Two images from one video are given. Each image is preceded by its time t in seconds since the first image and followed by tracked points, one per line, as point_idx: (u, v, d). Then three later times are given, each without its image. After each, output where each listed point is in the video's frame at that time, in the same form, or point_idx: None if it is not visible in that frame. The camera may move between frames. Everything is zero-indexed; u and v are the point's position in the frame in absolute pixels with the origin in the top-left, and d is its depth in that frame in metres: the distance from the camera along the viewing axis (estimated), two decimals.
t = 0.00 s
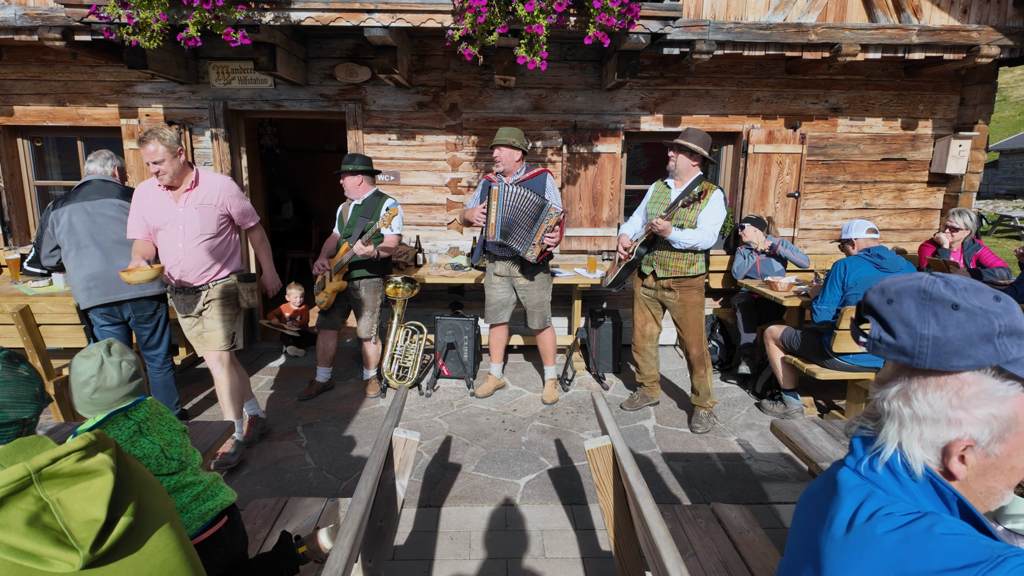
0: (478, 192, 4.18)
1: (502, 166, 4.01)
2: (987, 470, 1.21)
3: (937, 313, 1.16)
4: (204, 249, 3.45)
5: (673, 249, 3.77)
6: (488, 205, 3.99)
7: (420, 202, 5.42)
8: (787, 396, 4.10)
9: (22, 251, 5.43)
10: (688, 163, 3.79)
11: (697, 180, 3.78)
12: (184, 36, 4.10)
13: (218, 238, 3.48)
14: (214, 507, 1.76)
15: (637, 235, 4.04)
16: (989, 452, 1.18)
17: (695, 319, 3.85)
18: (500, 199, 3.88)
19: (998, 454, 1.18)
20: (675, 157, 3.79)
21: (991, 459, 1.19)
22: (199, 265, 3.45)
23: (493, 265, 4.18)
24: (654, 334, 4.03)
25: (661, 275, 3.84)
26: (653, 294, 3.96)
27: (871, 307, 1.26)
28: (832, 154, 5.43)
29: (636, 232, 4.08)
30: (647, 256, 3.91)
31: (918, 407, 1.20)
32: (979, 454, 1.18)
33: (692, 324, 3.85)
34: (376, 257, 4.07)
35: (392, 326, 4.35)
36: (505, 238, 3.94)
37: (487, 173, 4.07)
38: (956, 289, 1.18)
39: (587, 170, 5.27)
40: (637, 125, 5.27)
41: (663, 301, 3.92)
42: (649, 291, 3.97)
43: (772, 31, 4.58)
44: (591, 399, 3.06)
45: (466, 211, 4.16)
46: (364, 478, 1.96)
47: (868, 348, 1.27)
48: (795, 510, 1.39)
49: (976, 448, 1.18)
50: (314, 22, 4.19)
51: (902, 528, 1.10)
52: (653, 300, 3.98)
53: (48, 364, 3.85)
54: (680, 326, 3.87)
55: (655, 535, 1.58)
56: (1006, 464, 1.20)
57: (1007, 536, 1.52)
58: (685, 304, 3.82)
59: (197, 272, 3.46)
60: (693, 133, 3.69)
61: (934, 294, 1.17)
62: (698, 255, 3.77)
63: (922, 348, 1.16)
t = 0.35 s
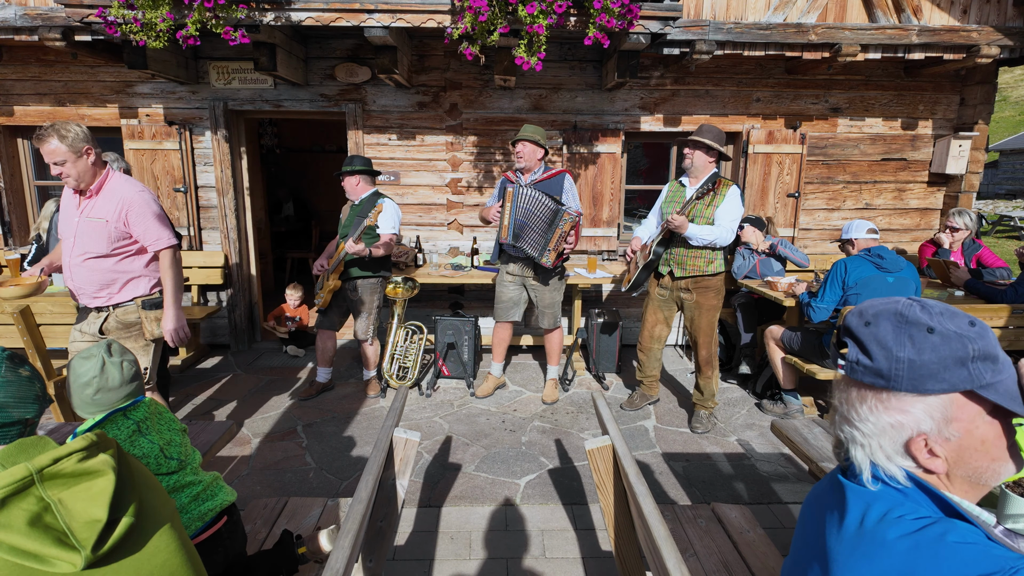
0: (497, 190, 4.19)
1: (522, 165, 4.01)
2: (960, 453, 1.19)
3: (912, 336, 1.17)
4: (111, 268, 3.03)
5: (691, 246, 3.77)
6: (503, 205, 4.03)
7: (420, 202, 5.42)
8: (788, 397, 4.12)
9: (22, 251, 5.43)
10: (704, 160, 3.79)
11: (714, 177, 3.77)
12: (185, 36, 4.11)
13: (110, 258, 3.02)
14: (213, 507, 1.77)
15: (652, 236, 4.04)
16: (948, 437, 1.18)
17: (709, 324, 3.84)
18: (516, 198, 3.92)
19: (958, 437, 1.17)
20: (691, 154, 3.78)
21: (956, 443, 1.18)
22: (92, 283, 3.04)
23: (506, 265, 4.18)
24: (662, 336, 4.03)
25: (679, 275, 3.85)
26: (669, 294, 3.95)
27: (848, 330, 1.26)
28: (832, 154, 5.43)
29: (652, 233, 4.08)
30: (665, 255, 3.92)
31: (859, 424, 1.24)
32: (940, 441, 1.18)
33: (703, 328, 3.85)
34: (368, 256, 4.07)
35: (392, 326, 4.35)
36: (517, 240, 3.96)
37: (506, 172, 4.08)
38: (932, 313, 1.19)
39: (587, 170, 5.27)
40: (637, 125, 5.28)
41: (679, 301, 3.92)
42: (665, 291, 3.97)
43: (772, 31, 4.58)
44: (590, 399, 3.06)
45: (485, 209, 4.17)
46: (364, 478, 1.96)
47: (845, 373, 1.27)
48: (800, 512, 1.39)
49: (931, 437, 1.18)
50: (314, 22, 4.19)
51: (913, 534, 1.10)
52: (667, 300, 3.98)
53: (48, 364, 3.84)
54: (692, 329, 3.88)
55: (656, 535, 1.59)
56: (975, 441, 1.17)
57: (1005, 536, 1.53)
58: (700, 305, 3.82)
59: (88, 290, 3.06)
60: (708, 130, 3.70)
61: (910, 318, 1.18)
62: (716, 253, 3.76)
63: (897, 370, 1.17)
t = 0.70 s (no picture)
0: (498, 190, 4.20)
1: (529, 167, 4.02)
2: (955, 452, 1.19)
3: (897, 369, 1.18)
4: None
5: (689, 248, 3.78)
6: (507, 204, 3.99)
7: (420, 202, 5.42)
8: (787, 396, 4.11)
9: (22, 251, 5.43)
10: (705, 163, 3.79)
11: (713, 179, 3.77)
12: (192, 41, 4.11)
13: None
14: (212, 507, 1.77)
15: (651, 238, 4.06)
16: (944, 437, 1.19)
17: (708, 326, 3.85)
18: (521, 197, 3.88)
19: (953, 436, 1.18)
20: (692, 158, 3.79)
21: (951, 442, 1.19)
22: None
23: (507, 265, 4.17)
24: (661, 338, 4.04)
25: (677, 276, 3.85)
26: (668, 296, 3.96)
27: (836, 368, 1.28)
28: (832, 154, 5.43)
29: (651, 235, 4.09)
30: (664, 256, 3.93)
31: (854, 433, 1.25)
32: (936, 442, 1.19)
33: (703, 329, 3.85)
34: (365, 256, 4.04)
35: (392, 326, 4.35)
36: (522, 241, 3.93)
37: (509, 172, 4.09)
38: (911, 343, 1.20)
39: (587, 170, 5.27)
40: (637, 125, 5.27)
41: (678, 303, 3.92)
42: (664, 293, 3.98)
43: (772, 31, 4.59)
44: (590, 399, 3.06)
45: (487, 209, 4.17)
46: (364, 478, 1.96)
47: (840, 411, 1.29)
48: (803, 511, 1.39)
49: (927, 440, 1.19)
50: (314, 22, 4.19)
51: (916, 536, 1.10)
52: (666, 302, 3.98)
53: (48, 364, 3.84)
54: (691, 332, 3.88)
55: (655, 535, 1.59)
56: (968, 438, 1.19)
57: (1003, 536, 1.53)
58: (700, 308, 3.82)
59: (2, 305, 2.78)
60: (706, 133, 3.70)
61: (892, 351, 1.19)
62: (716, 255, 3.76)
63: (889, 406, 1.19)
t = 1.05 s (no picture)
0: (481, 190, 4.19)
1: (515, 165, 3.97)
2: (980, 458, 1.20)
3: (926, 363, 1.18)
4: None
5: (668, 247, 3.78)
6: (495, 204, 3.95)
7: (420, 203, 5.42)
8: (787, 396, 4.10)
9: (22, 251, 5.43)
10: (687, 164, 3.80)
11: (693, 180, 3.79)
12: (190, 39, 4.12)
13: None
14: (214, 509, 1.77)
15: (633, 236, 4.03)
16: (973, 440, 1.19)
17: (692, 321, 3.85)
18: (507, 197, 3.87)
19: (983, 441, 1.19)
20: (674, 158, 3.78)
21: (979, 447, 1.19)
22: None
23: (495, 265, 4.15)
24: (654, 334, 4.03)
25: (658, 275, 3.85)
26: (651, 294, 3.97)
27: (863, 367, 1.27)
28: (832, 154, 5.43)
29: (632, 233, 4.07)
30: (644, 254, 3.93)
31: (884, 427, 1.24)
32: (964, 444, 1.19)
33: (692, 325, 3.85)
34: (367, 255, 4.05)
35: (392, 326, 4.35)
36: (513, 240, 3.92)
37: (493, 171, 4.05)
38: (938, 338, 1.20)
39: (587, 170, 5.28)
40: (637, 126, 5.27)
41: (661, 301, 3.93)
42: (646, 291, 3.99)
43: (772, 31, 4.58)
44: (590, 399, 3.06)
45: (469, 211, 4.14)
46: (363, 479, 1.96)
47: (867, 408, 1.28)
48: (804, 510, 1.40)
49: (958, 439, 1.19)
50: (314, 22, 4.19)
51: (921, 537, 1.10)
52: (649, 300, 4.00)
53: (48, 365, 3.84)
54: (677, 326, 3.87)
55: (655, 535, 1.59)
56: (995, 449, 1.19)
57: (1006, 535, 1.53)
58: (682, 305, 3.83)
59: None
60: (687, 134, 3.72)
61: (919, 346, 1.20)
62: (694, 254, 3.77)
63: (920, 401, 1.19)
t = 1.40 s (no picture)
0: (471, 191, 4.17)
1: (503, 165, 3.97)
2: (997, 467, 1.21)
3: (954, 370, 1.18)
4: None
5: (663, 245, 3.77)
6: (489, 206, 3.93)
7: (423, 203, 5.42)
8: (790, 397, 4.08)
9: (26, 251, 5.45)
10: (682, 163, 3.79)
11: (688, 178, 3.76)
12: (187, 35, 4.13)
13: None
14: (218, 508, 1.77)
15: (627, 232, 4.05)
16: (997, 448, 1.19)
17: (688, 314, 3.83)
18: (502, 196, 3.87)
19: (1007, 448, 1.19)
20: (669, 158, 3.78)
21: (1001, 454, 1.19)
22: None
23: (491, 265, 4.14)
24: (654, 332, 4.02)
25: (652, 272, 3.84)
26: (646, 292, 3.96)
27: (891, 373, 1.26)
28: (836, 154, 5.41)
29: (627, 230, 4.08)
30: (639, 252, 3.91)
31: (909, 434, 1.23)
32: (987, 450, 1.19)
33: (687, 319, 3.84)
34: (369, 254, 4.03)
35: (395, 326, 4.35)
36: (512, 241, 3.90)
37: (481, 173, 4.03)
38: (966, 343, 1.20)
39: (590, 171, 5.27)
40: (641, 126, 5.25)
41: (656, 299, 3.92)
42: (642, 289, 3.98)
43: (775, 31, 4.57)
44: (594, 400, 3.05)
45: (460, 213, 4.11)
46: (367, 479, 1.95)
47: (894, 412, 1.26)
48: (808, 511, 1.39)
49: (983, 444, 1.19)
50: (318, 22, 4.19)
51: (927, 540, 1.10)
52: (646, 298, 3.99)
53: (52, 364, 3.84)
54: (673, 321, 3.85)
55: (659, 537, 1.59)
56: (1014, 461, 1.20)
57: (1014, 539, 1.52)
58: (676, 300, 3.81)
59: None
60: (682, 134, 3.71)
61: (947, 351, 1.19)
62: (688, 252, 3.75)
63: (949, 408, 1.18)
